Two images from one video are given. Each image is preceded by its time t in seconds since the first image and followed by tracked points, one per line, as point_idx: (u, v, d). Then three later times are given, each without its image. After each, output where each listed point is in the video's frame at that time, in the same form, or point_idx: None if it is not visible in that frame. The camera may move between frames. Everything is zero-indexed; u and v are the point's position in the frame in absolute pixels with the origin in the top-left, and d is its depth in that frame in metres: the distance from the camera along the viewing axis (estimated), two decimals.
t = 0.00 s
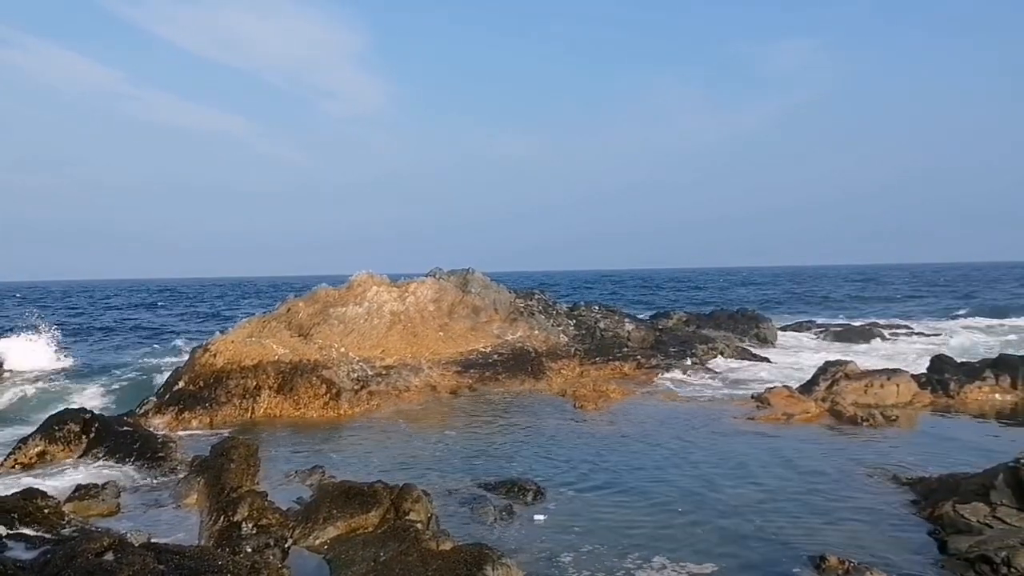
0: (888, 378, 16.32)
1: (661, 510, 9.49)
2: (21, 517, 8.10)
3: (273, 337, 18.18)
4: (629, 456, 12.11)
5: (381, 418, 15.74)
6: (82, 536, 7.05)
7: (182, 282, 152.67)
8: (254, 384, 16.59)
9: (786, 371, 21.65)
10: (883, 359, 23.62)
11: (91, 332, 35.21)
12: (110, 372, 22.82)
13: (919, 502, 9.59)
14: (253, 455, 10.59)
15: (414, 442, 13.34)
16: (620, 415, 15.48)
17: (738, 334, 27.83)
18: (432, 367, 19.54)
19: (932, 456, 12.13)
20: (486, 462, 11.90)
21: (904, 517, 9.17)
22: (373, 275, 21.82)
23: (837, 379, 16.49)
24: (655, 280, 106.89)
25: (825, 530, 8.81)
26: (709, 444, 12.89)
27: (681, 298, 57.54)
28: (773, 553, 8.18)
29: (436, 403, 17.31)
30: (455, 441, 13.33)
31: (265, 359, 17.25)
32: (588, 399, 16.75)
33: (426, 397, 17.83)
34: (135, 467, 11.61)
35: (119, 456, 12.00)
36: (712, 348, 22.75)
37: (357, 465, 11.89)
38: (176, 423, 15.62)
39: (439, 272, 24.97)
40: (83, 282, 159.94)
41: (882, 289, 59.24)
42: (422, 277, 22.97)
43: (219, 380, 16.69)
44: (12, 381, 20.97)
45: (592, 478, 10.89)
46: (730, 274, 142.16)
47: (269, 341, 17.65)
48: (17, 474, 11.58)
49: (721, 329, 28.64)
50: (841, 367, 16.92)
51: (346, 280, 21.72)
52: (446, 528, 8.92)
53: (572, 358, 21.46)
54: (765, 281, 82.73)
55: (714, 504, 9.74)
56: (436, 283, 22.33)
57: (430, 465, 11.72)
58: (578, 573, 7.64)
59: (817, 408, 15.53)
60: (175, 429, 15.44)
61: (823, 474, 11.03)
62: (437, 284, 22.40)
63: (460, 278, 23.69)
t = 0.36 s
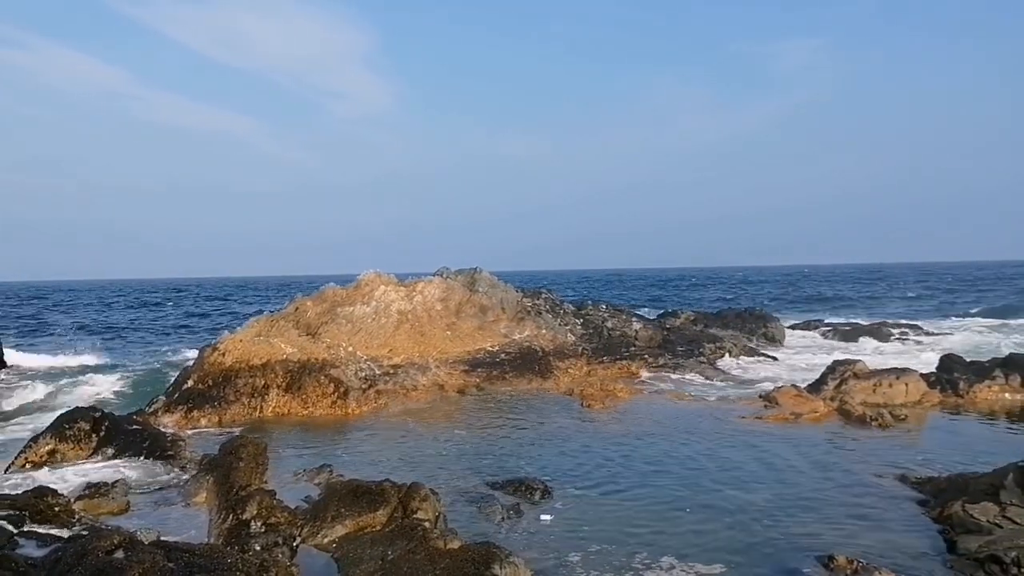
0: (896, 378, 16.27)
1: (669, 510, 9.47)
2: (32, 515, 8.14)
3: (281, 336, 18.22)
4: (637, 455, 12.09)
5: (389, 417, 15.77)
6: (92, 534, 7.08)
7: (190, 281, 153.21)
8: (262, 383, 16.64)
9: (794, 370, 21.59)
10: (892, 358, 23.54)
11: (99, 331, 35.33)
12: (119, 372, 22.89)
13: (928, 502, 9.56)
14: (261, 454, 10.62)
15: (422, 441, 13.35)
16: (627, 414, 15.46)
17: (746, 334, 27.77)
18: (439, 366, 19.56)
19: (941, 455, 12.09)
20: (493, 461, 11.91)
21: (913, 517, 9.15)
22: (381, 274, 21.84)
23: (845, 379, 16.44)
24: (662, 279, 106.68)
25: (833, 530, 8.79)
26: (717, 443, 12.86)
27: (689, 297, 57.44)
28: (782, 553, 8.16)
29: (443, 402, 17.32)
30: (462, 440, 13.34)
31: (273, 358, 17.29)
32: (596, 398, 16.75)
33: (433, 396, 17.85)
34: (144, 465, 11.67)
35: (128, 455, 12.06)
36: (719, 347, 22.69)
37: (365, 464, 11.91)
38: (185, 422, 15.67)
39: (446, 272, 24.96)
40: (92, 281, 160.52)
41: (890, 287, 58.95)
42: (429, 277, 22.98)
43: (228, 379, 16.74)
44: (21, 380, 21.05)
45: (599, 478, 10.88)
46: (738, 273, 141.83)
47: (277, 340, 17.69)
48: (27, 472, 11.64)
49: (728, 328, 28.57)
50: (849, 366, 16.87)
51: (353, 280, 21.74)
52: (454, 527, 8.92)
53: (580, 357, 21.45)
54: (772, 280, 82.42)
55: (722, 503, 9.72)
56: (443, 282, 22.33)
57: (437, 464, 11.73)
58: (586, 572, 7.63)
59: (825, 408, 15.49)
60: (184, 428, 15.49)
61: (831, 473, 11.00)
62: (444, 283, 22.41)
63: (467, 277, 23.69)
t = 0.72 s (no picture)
0: (911, 376, 16.18)
1: (681, 508, 9.45)
2: (49, 511, 8.21)
3: (294, 334, 18.28)
4: (650, 453, 12.08)
5: (401, 414, 15.81)
6: (108, 529, 7.13)
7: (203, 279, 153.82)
8: (275, 381, 16.72)
9: (807, 368, 21.52)
10: (906, 356, 23.40)
11: (114, 330, 35.57)
12: (133, 369, 23.05)
13: (943, 500, 9.52)
14: (275, 450, 10.67)
15: (434, 438, 13.38)
16: (640, 412, 15.45)
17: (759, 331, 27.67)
18: (451, 364, 19.60)
19: (956, 454, 12.02)
20: (506, 459, 11.91)
21: (928, 516, 9.11)
22: (393, 272, 21.89)
23: (859, 377, 16.36)
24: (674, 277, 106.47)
25: (847, 528, 8.76)
26: (730, 441, 12.84)
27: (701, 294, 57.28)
28: (795, 551, 8.13)
29: (455, 399, 17.35)
30: (475, 437, 13.36)
31: (286, 356, 17.36)
32: (608, 396, 16.74)
33: (445, 393, 17.89)
34: (159, 461, 11.75)
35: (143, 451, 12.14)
36: (732, 344, 22.62)
37: (378, 461, 11.94)
38: (199, 419, 15.76)
39: (458, 270, 24.99)
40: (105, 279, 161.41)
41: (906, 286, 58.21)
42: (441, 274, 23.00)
43: (241, 376, 16.82)
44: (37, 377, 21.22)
45: (612, 476, 10.87)
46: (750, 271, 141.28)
47: (290, 337, 17.76)
48: (44, 468, 11.74)
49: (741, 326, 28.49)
50: (863, 364, 16.79)
51: (366, 277, 21.79)
52: (466, 524, 8.94)
53: (591, 355, 21.43)
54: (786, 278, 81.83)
55: (735, 501, 9.70)
56: (454, 280, 22.35)
57: (451, 461, 11.75)
58: (598, 570, 7.64)
59: (839, 406, 15.43)
60: (198, 424, 15.58)
61: (845, 472, 10.96)
62: (456, 281, 22.42)
63: (478, 275, 23.70)
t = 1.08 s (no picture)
0: (943, 371, 15.96)
1: (710, 504, 9.41)
2: (84, 501, 8.36)
3: (322, 327, 18.43)
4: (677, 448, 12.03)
5: (429, 408, 15.88)
6: (142, 520, 7.24)
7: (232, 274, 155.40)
8: (304, 374, 16.86)
9: (837, 363, 21.31)
10: (939, 351, 23.08)
11: (146, 323, 36.06)
12: (164, 362, 23.37)
13: (977, 497, 9.39)
14: (304, 443, 10.78)
15: (462, 432, 13.43)
16: (667, 406, 15.40)
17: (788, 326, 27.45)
18: (478, 357, 19.65)
19: (991, 450, 11.84)
20: (533, 453, 11.93)
21: (961, 513, 8.99)
22: (420, 266, 21.97)
23: (891, 372, 16.17)
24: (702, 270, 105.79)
25: (878, 525, 8.68)
26: (758, 436, 12.76)
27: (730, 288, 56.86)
28: (826, 548, 8.06)
29: (482, 393, 17.41)
30: (502, 431, 13.39)
31: (314, 349, 17.50)
32: (635, 391, 16.70)
33: (472, 387, 17.95)
34: (190, 453, 11.93)
35: (174, 441, 12.34)
36: (761, 338, 22.44)
37: (405, 454, 12.01)
38: (229, 411, 15.94)
39: (485, 264, 25.00)
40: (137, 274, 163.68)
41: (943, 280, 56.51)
42: (468, 268, 23.05)
43: (270, 369, 16.98)
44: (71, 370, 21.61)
45: (639, 470, 10.85)
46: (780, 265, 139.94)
47: (318, 331, 17.89)
48: (79, 460, 11.94)
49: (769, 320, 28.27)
50: (894, 360, 16.59)
51: (393, 271, 21.89)
52: (494, 518, 8.96)
53: (618, 349, 21.39)
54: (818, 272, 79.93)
55: (764, 497, 9.64)
56: (481, 274, 22.38)
57: (478, 455, 11.79)
58: (627, 565, 7.63)
59: (870, 401, 15.27)
60: (228, 417, 15.75)
61: (876, 468, 10.84)
62: (483, 275, 22.46)
63: (505, 269, 23.73)
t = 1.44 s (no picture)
0: (973, 369, 15.73)
1: (735, 502, 9.36)
2: (114, 496, 8.48)
3: (347, 324, 18.54)
4: (702, 446, 11.98)
5: (453, 405, 15.92)
6: (170, 514, 7.33)
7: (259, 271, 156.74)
8: (329, 371, 16.97)
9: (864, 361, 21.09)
10: (970, 349, 22.76)
11: (175, 320, 36.49)
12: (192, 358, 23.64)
13: (1007, 497, 9.26)
14: (329, 439, 10.87)
15: (486, 428, 13.46)
16: (692, 404, 15.33)
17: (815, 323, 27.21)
18: (502, 354, 19.67)
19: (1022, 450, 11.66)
20: (557, 450, 11.93)
21: (990, 512, 8.87)
22: (444, 263, 22.02)
23: (920, 370, 15.98)
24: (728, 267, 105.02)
25: (906, 524, 8.58)
26: (784, 434, 12.67)
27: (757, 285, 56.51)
28: (853, 547, 7.99)
29: (506, 390, 17.44)
30: (525, 428, 13.40)
31: (339, 346, 17.61)
32: (659, 388, 16.65)
33: (496, 384, 17.98)
34: (218, 449, 12.06)
35: (202, 436, 12.49)
36: (787, 336, 22.25)
37: (429, 451, 12.05)
38: (255, 407, 16.08)
39: (509, 260, 25.02)
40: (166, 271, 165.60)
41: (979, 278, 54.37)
42: (492, 265, 23.07)
43: (296, 366, 17.11)
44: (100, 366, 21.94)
45: (664, 468, 10.80)
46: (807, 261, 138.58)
47: (343, 328, 18.00)
48: (109, 455, 12.11)
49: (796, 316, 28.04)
50: (923, 358, 16.38)
51: (418, 268, 21.96)
52: (518, 515, 8.97)
53: (643, 346, 21.31)
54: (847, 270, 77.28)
55: (789, 496, 9.57)
56: (506, 271, 22.39)
57: (502, 452, 11.81)
58: (651, 563, 7.60)
59: (898, 400, 15.10)
60: (254, 413, 15.89)
61: (903, 467, 10.72)
62: (507, 272, 22.47)
63: (529, 266, 23.73)
